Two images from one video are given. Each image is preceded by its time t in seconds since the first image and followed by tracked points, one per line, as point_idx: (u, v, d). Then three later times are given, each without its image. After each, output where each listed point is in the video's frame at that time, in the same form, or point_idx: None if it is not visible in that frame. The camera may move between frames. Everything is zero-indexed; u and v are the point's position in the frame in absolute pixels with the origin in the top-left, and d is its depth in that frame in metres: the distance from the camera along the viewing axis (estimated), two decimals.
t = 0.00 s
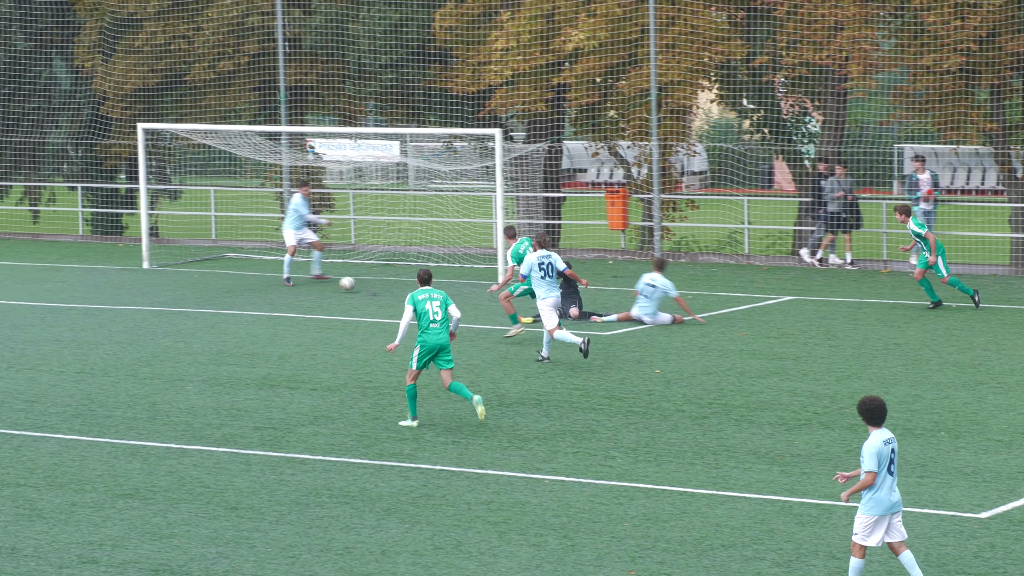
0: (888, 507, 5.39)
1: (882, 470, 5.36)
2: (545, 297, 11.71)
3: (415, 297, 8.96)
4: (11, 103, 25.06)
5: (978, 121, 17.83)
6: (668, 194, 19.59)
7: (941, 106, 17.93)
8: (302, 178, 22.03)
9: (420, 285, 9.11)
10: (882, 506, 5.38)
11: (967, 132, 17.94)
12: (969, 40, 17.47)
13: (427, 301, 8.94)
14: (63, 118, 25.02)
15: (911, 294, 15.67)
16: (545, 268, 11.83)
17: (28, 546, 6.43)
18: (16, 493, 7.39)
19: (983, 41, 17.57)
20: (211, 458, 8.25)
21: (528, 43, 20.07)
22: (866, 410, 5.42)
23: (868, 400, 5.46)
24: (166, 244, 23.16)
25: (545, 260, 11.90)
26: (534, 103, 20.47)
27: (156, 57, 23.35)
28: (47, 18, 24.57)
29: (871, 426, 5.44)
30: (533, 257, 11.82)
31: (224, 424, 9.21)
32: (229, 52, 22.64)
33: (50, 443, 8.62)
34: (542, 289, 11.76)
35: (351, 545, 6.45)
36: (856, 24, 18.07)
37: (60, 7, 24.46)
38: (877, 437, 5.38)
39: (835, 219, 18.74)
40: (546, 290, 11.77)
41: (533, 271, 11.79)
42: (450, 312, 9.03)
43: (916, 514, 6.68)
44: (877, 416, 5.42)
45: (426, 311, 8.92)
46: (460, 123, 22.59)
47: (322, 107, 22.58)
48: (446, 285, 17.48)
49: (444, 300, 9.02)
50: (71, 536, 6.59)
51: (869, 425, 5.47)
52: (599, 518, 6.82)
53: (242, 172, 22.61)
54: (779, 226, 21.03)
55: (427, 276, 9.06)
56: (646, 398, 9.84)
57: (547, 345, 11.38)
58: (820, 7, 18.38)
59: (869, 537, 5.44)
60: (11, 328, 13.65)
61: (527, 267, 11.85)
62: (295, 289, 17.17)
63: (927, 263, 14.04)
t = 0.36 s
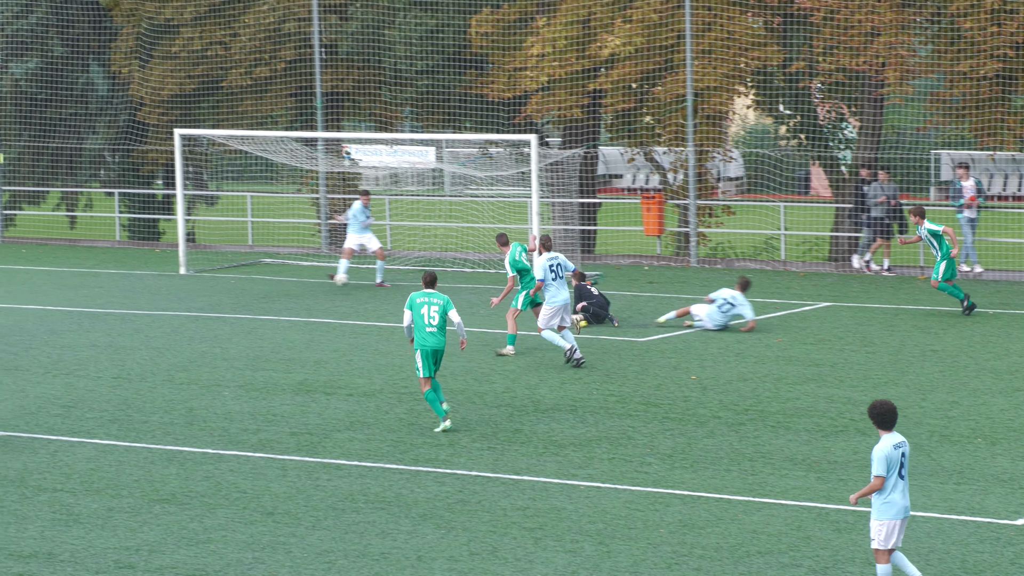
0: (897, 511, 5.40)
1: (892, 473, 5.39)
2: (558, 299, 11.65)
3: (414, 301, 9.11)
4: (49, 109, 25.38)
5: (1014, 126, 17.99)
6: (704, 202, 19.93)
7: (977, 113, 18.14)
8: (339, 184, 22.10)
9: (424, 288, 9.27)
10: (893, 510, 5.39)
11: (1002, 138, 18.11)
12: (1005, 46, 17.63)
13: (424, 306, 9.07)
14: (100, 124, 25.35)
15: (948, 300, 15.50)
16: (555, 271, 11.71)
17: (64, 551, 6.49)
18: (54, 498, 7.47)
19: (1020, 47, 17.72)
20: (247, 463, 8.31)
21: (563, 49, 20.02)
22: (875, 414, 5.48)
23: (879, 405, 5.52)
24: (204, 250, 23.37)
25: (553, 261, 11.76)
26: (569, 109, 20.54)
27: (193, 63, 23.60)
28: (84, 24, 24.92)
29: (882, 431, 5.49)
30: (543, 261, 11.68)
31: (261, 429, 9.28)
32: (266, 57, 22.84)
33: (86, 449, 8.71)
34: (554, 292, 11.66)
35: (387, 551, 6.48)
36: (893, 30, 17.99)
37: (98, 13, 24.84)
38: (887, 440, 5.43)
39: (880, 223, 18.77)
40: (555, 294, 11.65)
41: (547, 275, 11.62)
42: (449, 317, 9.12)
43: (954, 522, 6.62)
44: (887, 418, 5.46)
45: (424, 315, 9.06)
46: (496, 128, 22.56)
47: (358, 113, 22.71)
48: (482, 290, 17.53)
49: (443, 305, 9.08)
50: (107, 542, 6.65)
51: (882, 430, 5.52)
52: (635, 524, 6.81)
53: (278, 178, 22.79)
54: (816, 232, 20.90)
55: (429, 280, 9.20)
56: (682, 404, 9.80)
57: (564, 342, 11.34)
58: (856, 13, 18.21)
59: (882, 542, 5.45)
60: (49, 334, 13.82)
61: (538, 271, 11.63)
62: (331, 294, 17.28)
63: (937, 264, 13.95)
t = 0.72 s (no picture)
0: (917, 518, 5.40)
1: (911, 480, 5.39)
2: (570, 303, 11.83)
3: (424, 302, 9.43)
4: (92, 116, 25.80)
5: None
6: (747, 211, 19.69)
7: (1022, 121, 18.03)
8: (381, 192, 22.21)
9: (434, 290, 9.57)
10: (911, 517, 5.40)
11: None
12: None
13: (433, 308, 9.39)
14: (144, 131, 25.78)
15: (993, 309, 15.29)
16: (569, 275, 11.86)
17: (110, 557, 6.59)
18: (99, 504, 7.59)
19: None
20: (289, 470, 8.41)
21: (605, 56, 19.97)
22: (893, 422, 5.44)
23: (896, 411, 5.48)
24: (246, 258, 23.59)
25: (567, 264, 11.89)
26: (611, 117, 20.45)
27: (236, 71, 23.91)
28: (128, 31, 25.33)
29: (900, 438, 5.47)
30: (559, 264, 11.80)
31: (302, 436, 9.38)
32: (309, 65, 23.07)
33: (130, 455, 8.85)
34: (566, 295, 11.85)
35: (429, 558, 6.52)
36: (935, 38, 17.95)
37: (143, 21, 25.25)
38: (903, 449, 5.41)
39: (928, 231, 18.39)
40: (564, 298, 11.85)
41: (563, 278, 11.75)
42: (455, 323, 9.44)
43: (1001, 532, 6.55)
44: (904, 427, 5.43)
45: (431, 317, 9.38)
46: (537, 136, 22.54)
47: (400, 121, 22.89)
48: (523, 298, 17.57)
49: (451, 309, 9.39)
50: (150, 548, 6.74)
51: (900, 437, 5.49)
52: (677, 533, 6.80)
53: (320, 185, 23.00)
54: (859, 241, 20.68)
55: (440, 284, 9.50)
56: (724, 413, 9.77)
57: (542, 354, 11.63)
58: (900, 20, 18.17)
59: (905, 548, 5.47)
60: (93, 341, 14.05)
61: (555, 275, 11.73)
62: (373, 302, 17.40)
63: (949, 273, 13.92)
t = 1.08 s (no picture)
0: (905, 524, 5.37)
1: (900, 486, 5.39)
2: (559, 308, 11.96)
3: (410, 305, 9.48)
4: (110, 121, 25.93)
5: None
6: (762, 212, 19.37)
7: None
8: (396, 197, 22.50)
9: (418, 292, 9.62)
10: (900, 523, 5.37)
11: None
12: None
13: (419, 311, 9.46)
14: (160, 135, 25.90)
15: (1009, 313, 15.20)
16: (559, 281, 11.97)
17: (124, 560, 6.63)
18: (113, 507, 7.63)
19: None
20: (303, 473, 8.44)
21: (621, 60, 19.93)
22: (883, 427, 5.44)
23: (887, 416, 5.46)
24: (262, 260, 23.62)
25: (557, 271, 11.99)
26: (628, 121, 20.41)
27: (253, 75, 23.97)
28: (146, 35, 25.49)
29: (891, 443, 5.47)
30: (549, 270, 11.91)
31: (317, 439, 9.41)
32: (325, 69, 23.06)
33: (144, 459, 8.89)
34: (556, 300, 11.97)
35: (442, 561, 6.54)
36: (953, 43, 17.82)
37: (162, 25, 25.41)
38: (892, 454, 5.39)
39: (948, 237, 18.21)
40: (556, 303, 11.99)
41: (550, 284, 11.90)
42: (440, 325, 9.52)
43: (1016, 536, 6.52)
44: (894, 432, 5.42)
45: (417, 320, 9.46)
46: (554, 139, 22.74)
47: (417, 125, 22.95)
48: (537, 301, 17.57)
49: (437, 311, 9.47)
50: (164, 551, 6.78)
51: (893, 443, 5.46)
52: (691, 536, 6.79)
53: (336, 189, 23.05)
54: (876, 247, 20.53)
55: (425, 287, 9.58)
56: (739, 417, 9.75)
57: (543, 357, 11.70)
58: (917, 25, 17.97)
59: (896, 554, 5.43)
60: (109, 344, 14.13)
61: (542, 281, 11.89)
62: (388, 305, 17.43)
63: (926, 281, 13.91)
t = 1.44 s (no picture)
0: (880, 520, 5.40)
1: (876, 482, 5.40)
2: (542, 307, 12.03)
3: (381, 311, 9.71)
4: (110, 119, 25.92)
5: None
6: (763, 212, 19.35)
7: None
8: (397, 195, 22.39)
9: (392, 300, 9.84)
10: (876, 519, 5.39)
11: None
12: None
13: (388, 316, 9.66)
14: (161, 134, 25.89)
15: (1008, 311, 15.20)
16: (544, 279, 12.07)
17: (122, 559, 6.63)
18: (112, 506, 7.63)
19: None
20: (304, 472, 8.44)
21: (622, 59, 19.91)
22: (860, 423, 5.46)
23: (863, 412, 5.49)
24: (262, 259, 23.59)
25: (541, 269, 12.09)
26: (628, 119, 20.45)
27: (253, 73, 23.96)
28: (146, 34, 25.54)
29: (867, 439, 5.49)
30: (533, 268, 12.00)
31: (317, 439, 9.41)
32: (326, 68, 23.04)
33: (144, 457, 8.89)
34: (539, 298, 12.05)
35: (442, 560, 6.54)
36: (953, 41, 17.78)
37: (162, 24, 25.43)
38: (869, 449, 5.44)
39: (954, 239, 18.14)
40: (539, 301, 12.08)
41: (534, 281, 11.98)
42: (409, 330, 9.63)
43: (1015, 535, 6.53)
44: (870, 428, 5.46)
45: (386, 325, 9.65)
46: (556, 138, 22.79)
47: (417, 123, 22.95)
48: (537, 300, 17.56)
49: (406, 317, 9.62)
50: (164, 550, 6.78)
51: (865, 440, 5.51)
52: (691, 535, 6.79)
53: (337, 188, 23.04)
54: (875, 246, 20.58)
55: (395, 292, 9.79)
56: (739, 416, 9.74)
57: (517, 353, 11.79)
58: (917, 24, 17.94)
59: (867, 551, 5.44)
60: (109, 343, 14.13)
61: (527, 278, 11.98)
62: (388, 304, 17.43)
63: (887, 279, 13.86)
